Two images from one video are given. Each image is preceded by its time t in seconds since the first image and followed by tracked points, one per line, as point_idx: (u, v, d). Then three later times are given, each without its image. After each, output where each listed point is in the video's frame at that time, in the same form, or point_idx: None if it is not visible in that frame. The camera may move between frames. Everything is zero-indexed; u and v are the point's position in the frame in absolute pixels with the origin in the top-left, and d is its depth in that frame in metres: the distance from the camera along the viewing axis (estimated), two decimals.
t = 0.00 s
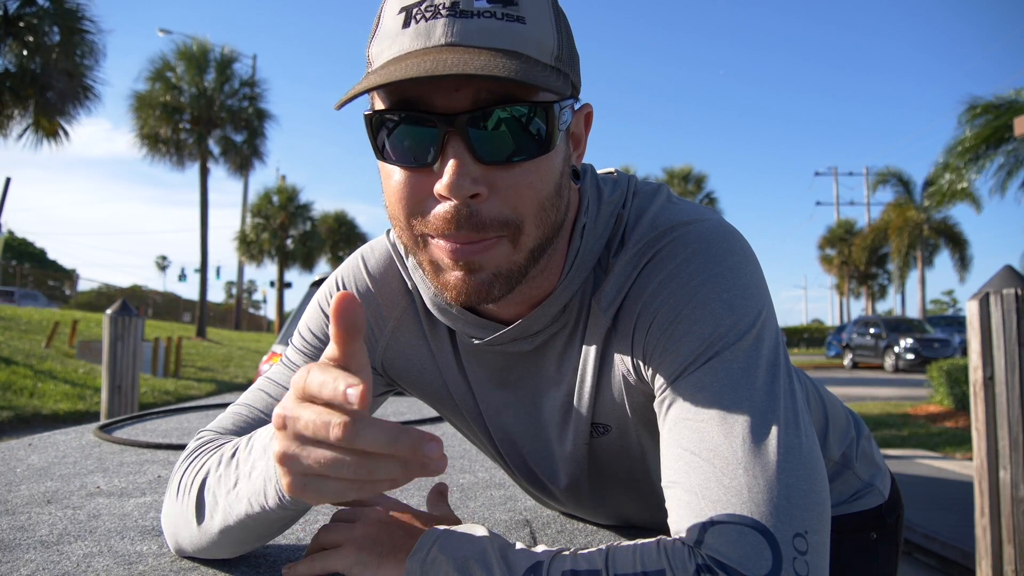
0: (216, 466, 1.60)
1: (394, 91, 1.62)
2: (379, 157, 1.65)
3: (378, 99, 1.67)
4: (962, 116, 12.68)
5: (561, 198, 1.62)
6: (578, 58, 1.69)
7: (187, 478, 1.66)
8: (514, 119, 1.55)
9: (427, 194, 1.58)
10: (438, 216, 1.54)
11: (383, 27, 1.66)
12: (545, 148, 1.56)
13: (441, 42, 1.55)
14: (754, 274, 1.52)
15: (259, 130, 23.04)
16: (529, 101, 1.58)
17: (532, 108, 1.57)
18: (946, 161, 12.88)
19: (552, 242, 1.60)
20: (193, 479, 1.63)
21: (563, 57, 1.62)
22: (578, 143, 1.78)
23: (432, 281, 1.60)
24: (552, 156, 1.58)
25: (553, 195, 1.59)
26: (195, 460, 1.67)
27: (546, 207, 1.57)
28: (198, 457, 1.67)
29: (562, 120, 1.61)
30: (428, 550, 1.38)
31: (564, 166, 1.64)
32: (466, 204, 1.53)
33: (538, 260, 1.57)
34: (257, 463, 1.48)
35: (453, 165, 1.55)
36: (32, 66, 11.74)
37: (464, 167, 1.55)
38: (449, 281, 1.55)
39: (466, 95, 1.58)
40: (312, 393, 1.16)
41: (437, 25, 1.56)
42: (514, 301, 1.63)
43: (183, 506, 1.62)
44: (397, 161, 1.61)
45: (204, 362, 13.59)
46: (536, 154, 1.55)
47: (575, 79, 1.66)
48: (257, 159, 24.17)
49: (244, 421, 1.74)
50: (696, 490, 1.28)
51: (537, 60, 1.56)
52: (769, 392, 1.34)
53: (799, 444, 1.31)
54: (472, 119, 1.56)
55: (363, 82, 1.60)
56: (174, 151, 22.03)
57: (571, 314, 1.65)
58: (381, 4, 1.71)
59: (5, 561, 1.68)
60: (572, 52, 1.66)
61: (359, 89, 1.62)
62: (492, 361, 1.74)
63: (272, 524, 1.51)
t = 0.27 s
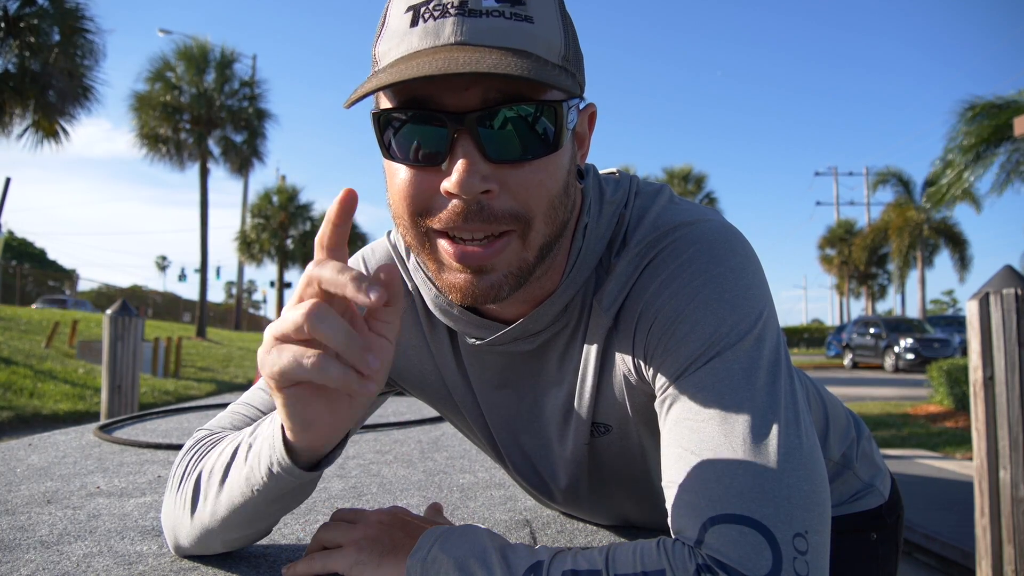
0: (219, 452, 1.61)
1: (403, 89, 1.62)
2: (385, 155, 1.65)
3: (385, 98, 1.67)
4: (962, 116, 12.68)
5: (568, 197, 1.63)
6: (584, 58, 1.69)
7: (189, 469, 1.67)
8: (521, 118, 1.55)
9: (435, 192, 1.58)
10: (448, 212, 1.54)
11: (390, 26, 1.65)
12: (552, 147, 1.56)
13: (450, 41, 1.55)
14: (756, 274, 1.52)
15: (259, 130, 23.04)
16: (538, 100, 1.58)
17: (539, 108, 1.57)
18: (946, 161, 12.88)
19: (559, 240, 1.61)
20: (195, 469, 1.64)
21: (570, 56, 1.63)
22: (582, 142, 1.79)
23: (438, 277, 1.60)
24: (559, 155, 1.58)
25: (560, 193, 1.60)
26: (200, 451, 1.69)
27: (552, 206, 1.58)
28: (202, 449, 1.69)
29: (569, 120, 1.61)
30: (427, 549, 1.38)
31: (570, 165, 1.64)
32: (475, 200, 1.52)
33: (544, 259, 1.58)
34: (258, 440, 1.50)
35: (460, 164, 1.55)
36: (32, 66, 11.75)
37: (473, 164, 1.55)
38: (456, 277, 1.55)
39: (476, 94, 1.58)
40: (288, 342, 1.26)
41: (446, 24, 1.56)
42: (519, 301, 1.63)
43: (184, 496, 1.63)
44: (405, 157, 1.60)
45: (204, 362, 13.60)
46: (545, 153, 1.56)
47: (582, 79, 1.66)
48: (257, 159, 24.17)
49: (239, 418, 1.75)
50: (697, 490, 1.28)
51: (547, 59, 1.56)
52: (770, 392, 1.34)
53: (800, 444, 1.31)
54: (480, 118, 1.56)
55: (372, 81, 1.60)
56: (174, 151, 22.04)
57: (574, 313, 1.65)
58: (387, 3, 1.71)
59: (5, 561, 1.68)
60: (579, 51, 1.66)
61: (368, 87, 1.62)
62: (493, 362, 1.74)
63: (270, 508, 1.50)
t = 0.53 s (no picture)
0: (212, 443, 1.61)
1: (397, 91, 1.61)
2: (381, 157, 1.65)
3: (379, 100, 1.67)
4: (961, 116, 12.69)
5: (565, 196, 1.63)
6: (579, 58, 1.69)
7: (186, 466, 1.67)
8: (516, 119, 1.55)
9: (431, 192, 1.58)
10: (444, 213, 1.55)
11: (384, 28, 1.66)
12: (548, 148, 1.56)
13: (443, 43, 1.55)
14: (755, 275, 1.52)
15: (259, 130, 23.04)
16: (533, 100, 1.58)
17: (534, 109, 1.57)
18: (946, 161, 12.88)
19: (557, 239, 1.61)
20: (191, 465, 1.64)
21: (565, 57, 1.63)
22: (579, 142, 1.78)
23: (436, 278, 1.61)
24: (555, 155, 1.58)
25: (558, 192, 1.60)
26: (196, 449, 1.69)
27: (550, 206, 1.58)
28: (198, 447, 1.69)
29: (564, 120, 1.61)
30: (428, 549, 1.38)
31: (568, 166, 1.64)
32: (472, 201, 1.53)
33: (542, 259, 1.58)
34: (248, 425, 1.50)
35: (456, 165, 1.55)
36: (32, 66, 11.75)
37: (469, 165, 1.55)
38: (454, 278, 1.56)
39: (470, 96, 1.58)
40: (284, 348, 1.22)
41: (439, 27, 1.56)
42: (516, 301, 1.63)
43: (181, 494, 1.62)
44: (400, 159, 1.61)
45: (204, 362, 13.60)
46: (541, 152, 1.55)
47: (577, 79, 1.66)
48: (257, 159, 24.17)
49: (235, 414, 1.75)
50: (697, 490, 1.28)
51: (541, 60, 1.56)
52: (769, 393, 1.34)
53: (799, 444, 1.31)
54: (475, 119, 1.56)
55: (366, 84, 1.60)
56: (174, 151, 22.04)
57: (572, 313, 1.65)
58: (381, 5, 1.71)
59: (5, 561, 1.68)
60: (574, 51, 1.66)
61: (364, 90, 1.62)
62: (493, 362, 1.73)
63: (270, 491, 1.50)
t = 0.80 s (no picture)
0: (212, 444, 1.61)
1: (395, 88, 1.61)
2: (378, 154, 1.65)
3: (377, 97, 1.67)
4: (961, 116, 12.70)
5: (564, 193, 1.63)
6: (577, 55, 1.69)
7: (186, 467, 1.66)
8: (514, 116, 1.55)
9: (429, 189, 1.58)
10: (443, 209, 1.55)
11: (382, 26, 1.66)
12: (546, 144, 1.56)
13: (441, 39, 1.55)
14: (756, 274, 1.52)
15: (259, 130, 23.04)
16: (531, 97, 1.58)
17: (532, 106, 1.56)
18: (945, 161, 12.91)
19: (556, 237, 1.61)
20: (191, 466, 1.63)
21: (563, 53, 1.63)
22: (576, 140, 1.78)
23: (435, 276, 1.60)
24: (553, 153, 1.58)
25: (557, 189, 1.60)
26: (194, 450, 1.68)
27: (549, 203, 1.58)
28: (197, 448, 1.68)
29: (562, 116, 1.61)
30: (428, 549, 1.38)
31: (566, 163, 1.64)
32: (470, 197, 1.53)
33: (541, 256, 1.58)
34: (246, 424, 1.50)
35: (455, 161, 1.55)
36: (32, 66, 11.75)
37: (468, 161, 1.55)
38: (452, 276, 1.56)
39: (468, 92, 1.58)
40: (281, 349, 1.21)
41: (437, 23, 1.56)
42: (515, 299, 1.63)
43: (181, 494, 1.62)
44: (399, 156, 1.61)
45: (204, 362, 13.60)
46: (539, 149, 1.56)
47: (575, 76, 1.66)
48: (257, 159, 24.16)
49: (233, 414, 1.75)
50: (698, 491, 1.28)
51: (539, 55, 1.56)
52: (770, 393, 1.34)
53: (800, 445, 1.31)
54: (473, 116, 1.56)
55: (364, 80, 1.60)
56: (174, 151, 22.03)
57: (573, 313, 1.64)
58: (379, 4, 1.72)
59: (5, 561, 1.68)
60: (572, 48, 1.66)
61: (362, 86, 1.61)
62: (494, 362, 1.73)
63: (269, 491, 1.50)
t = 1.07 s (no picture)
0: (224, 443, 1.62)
1: (394, 82, 1.62)
2: (378, 150, 1.65)
3: (376, 92, 1.67)
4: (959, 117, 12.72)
5: (564, 188, 1.63)
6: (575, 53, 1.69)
7: (192, 465, 1.66)
8: (513, 112, 1.54)
9: (430, 184, 1.59)
10: (444, 205, 1.55)
11: (381, 22, 1.65)
12: (545, 139, 1.56)
13: (441, 33, 1.54)
14: (756, 275, 1.52)
15: (259, 130, 23.04)
16: (531, 90, 1.58)
17: (531, 102, 1.56)
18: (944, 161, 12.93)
19: (556, 232, 1.61)
20: (199, 464, 1.64)
21: (562, 50, 1.62)
22: (575, 137, 1.78)
23: (435, 273, 1.61)
24: (552, 148, 1.58)
25: (556, 184, 1.60)
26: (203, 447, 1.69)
27: (548, 197, 1.58)
28: (205, 445, 1.68)
29: (562, 111, 1.61)
30: (427, 550, 1.38)
31: (565, 160, 1.64)
32: (470, 192, 1.53)
33: (541, 252, 1.58)
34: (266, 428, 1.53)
35: (455, 156, 1.55)
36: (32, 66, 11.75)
37: (468, 156, 1.55)
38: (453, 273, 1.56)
39: (469, 86, 1.58)
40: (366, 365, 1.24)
41: (437, 18, 1.56)
42: (515, 296, 1.63)
43: (189, 496, 1.62)
44: (399, 152, 1.61)
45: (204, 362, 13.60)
46: (539, 143, 1.55)
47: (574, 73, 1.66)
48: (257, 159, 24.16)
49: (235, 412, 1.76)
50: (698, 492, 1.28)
51: (538, 51, 1.55)
52: (770, 394, 1.34)
53: (800, 446, 1.31)
54: (473, 110, 1.56)
55: (364, 75, 1.60)
56: (174, 151, 22.03)
57: (572, 312, 1.64)
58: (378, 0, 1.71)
59: (5, 561, 1.68)
60: (571, 45, 1.65)
61: (362, 80, 1.62)
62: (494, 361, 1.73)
63: (283, 494, 1.51)
